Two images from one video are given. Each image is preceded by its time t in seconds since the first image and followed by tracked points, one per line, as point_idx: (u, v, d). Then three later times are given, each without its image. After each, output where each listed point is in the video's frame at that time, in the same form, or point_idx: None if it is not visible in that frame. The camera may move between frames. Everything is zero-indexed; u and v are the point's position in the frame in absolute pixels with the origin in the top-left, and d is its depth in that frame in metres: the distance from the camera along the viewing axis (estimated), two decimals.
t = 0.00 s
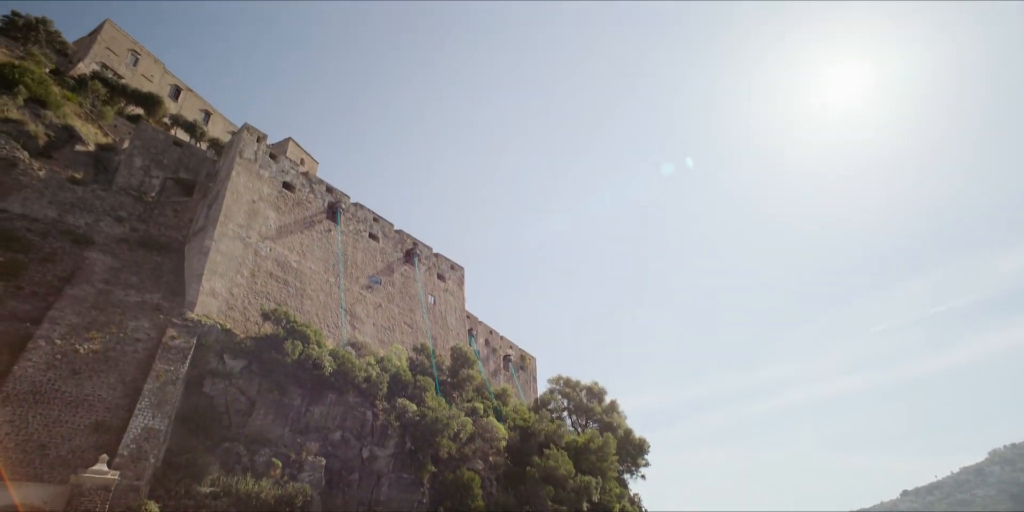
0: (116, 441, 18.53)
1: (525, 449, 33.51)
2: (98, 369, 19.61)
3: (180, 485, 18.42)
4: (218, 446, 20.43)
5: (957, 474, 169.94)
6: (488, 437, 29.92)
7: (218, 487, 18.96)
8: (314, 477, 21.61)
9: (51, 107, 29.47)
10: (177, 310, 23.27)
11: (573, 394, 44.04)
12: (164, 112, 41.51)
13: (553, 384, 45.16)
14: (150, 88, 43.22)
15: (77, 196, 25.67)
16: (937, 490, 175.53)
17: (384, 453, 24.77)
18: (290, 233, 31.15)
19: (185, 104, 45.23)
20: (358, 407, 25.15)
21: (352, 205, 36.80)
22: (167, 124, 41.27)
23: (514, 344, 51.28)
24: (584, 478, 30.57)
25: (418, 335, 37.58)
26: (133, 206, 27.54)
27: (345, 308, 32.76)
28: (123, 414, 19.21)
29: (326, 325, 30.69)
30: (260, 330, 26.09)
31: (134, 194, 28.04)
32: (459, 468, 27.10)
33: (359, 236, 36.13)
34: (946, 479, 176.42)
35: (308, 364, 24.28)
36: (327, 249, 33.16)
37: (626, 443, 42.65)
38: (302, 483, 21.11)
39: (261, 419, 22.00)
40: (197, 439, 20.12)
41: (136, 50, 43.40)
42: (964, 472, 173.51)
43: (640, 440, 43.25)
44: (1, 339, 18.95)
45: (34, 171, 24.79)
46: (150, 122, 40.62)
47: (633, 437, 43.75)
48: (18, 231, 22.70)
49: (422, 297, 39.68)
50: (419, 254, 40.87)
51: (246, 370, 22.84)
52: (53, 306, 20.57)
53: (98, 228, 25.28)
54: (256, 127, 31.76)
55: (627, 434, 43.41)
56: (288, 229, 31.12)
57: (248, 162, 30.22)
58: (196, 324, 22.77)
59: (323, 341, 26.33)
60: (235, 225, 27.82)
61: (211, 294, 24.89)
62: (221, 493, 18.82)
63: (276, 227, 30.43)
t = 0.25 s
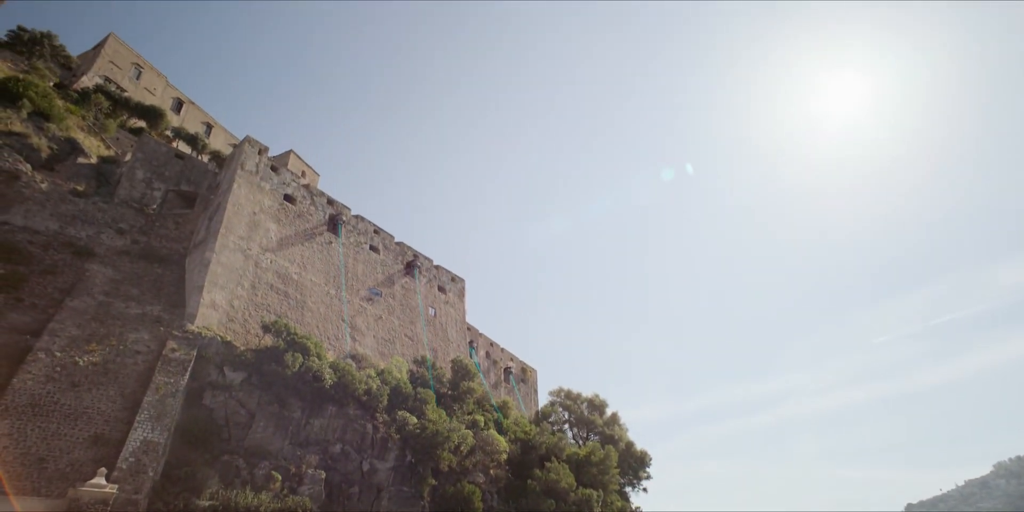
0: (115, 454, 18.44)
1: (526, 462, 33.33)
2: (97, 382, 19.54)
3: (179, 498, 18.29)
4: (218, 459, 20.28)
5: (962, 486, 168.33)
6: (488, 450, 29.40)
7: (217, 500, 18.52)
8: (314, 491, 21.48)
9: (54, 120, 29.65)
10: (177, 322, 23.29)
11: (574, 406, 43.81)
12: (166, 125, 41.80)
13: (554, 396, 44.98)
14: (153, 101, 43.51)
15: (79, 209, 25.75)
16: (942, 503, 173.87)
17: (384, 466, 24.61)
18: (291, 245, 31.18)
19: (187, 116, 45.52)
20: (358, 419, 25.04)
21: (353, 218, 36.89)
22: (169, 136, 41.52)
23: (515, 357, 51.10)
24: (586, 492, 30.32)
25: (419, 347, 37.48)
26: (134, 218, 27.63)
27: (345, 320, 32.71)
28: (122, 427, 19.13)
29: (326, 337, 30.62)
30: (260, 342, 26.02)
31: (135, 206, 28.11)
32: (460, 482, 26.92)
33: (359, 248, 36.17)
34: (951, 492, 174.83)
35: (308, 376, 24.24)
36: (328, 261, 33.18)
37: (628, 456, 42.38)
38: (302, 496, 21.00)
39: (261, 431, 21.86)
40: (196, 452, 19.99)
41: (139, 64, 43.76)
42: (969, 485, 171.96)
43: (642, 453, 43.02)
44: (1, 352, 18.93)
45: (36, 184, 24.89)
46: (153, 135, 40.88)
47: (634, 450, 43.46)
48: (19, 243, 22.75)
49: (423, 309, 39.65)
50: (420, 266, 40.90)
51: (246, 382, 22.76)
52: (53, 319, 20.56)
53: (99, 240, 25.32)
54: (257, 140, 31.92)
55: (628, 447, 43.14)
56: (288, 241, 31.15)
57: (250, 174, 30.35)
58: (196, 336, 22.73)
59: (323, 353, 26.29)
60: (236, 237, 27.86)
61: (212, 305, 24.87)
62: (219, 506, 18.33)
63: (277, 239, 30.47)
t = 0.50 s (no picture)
0: (114, 465, 18.37)
1: (527, 471, 33.21)
2: (97, 391, 19.50)
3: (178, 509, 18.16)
4: (217, 469, 20.17)
5: (967, 496, 167.09)
6: (489, 460, 29.28)
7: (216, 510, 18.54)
8: (314, 501, 21.36)
9: (57, 130, 29.77)
10: (177, 331, 23.44)
11: (575, 415, 43.66)
12: (168, 135, 42.01)
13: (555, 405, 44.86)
14: (155, 110, 43.73)
15: (80, 218, 25.81)
16: None
17: (385, 476, 24.47)
18: (291, 254, 31.23)
19: (189, 126, 45.74)
20: (358, 429, 24.94)
21: (354, 227, 36.95)
22: (170, 146, 41.71)
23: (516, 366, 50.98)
24: (588, 501, 30.13)
25: (419, 356, 37.36)
26: (136, 227, 27.71)
27: (346, 330, 32.65)
28: (122, 437, 19.09)
29: (327, 346, 30.55)
30: (261, 351, 25.95)
31: (137, 215, 28.18)
32: (461, 491, 26.77)
33: (360, 257, 36.23)
34: (956, 502, 173.54)
35: (309, 385, 24.18)
36: (329, 270, 33.22)
37: (629, 466, 42.17)
38: (302, 506, 20.87)
39: (261, 440, 21.72)
40: (195, 462, 19.89)
41: (142, 74, 44.05)
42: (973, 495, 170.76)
43: (643, 462, 42.93)
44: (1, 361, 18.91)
45: (39, 193, 24.96)
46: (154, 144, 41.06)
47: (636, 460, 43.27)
48: (21, 252, 22.76)
49: (423, 318, 39.64)
50: (420, 275, 40.89)
51: (246, 391, 22.69)
52: (53, 327, 20.54)
53: (100, 249, 25.36)
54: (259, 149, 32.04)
55: (630, 456, 42.94)
56: (289, 249, 31.21)
57: (251, 184, 30.45)
58: (197, 345, 22.71)
59: (324, 362, 26.26)
60: (237, 246, 27.89)
61: (212, 314, 24.85)
62: None
63: (278, 248, 30.53)
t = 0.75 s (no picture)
0: (114, 472, 18.30)
1: (528, 478, 33.06)
2: (97, 398, 19.47)
3: None
4: (217, 476, 20.10)
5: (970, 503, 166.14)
6: (490, 466, 29.13)
7: None
8: (315, 508, 21.27)
9: (59, 137, 29.85)
10: (178, 337, 23.40)
11: (576, 422, 43.55)
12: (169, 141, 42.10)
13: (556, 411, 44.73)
14: (157, 117, 43.85)
15: (81, 224, 25.85)
16: None
17: (385, 482, 24.38)
18: (292, 260, 31.24)
19: (190, 133, 45.86)
20: (359, 436, 24.88)
21: (354, 233, 36.98)
22: (172, 152, 41.82)
23: (517, 373, 50.87)
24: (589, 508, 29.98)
25: (420, 362, 37.30)
26: (136, 233, 27.76)
27: (346, 336, 32.60)
28: (121, 444, 19.03)
29: (327, 353, 30.50)
30: (261, 357, 25.91)
31: (138, 222, 28.23)
32: (462, 498, 26.68)
33: (361, 263, 36.25)
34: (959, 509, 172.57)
35: (309, 392, 24.14)
36: (329, 276, 33.23)
37: (630, 472, 42.02)
38: None
39: (261, 447, 21.65)
40: (195, 469, 19.83)
41: (143, 81, 44.21)
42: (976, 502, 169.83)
43: (644, 469, 42.76)
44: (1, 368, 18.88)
45: (40, 200, 25.01)
46: (156, 151, 41.17)
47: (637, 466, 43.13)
48: (22, 258, 22.76)
49: (424, 324, 39.62)
50: (421, 281, 40.89)
51: (246, 398, 22.64)
52: (54, 334, 20.53)
53: (101, 255, 25.38)
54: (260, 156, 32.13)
55: (631, 462, 42.82)
56: (290, 256, 31.24)
57: (252, 190, 30.52)
58: (197, 351, 22.69)
59: (325, 369, 26.23)
60: (237, 252, 27.91)
61: (213, 321, 24.82)
62: None
63: (279, 254, 30.57)
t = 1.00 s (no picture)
0: (114, 476, 18.26)
1: (528, 483, 32.94)
2: (97, 402, 19.46)
3: None
4: (217, 480, 20.07)
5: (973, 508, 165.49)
6: (490, 471, 29.04)
7: None
8: None
9: (60, 141, 29.89)
10: (178, 341, 23.40)
11: (576, 426, 43.45)
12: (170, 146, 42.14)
13: (556, 416, 44.63)
14: (157, 122, 43.91)
15: (82, 229, 25.87)
16: None
17: (385, 487, 24.32)
18: (292, 265, 31.23)
19: (191, 137, 45.93)
20: (359, 440, 24.83)
21: (355, 237, 36.98)
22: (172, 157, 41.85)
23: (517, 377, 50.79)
24: None
25: (420, 367, 37.24)
26: (137, 237, 27.79)
27: (347, 340, 32.56)
28: (121, 448, 18.99)
29: (327, 357, 30.45)
30: (261, 362, 25.87)
31: (138, 226, 28.25)
32: (462, 503, 26.59)
33: (361, 268, 36.23)
34: None
35: (309, 396, 24.10)
36: (329, 281, 33.21)
37: (631, 477, 41.91)
38: None
39: (261, 452, 21.60)
40: (195, 474, 19.80)
41: (144, 86, 44.29)
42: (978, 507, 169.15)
43: (645, 473, 42.65)
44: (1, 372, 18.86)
45: (41, 204, 25.04)
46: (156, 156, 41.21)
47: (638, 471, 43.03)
48: (22, 262, 22.76)
49: (424, 329, 39.59)
50: (421, 285, 40.87)
51: (246, 402, 22.61)
52: (54, 338, 20.52)
53: (101, 260, 25.39)
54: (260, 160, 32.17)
55: (632, 467, 42.70)
56: (290, 260, 31.25)
57: (253, 195, 30.53)
58: (197, 356, 22.67)
59: (325, 373, 26.19)
60: (238, 256, 27.91)
61: (213, 325, 24.80)
62: None
63: (279, 258, 30.57)
